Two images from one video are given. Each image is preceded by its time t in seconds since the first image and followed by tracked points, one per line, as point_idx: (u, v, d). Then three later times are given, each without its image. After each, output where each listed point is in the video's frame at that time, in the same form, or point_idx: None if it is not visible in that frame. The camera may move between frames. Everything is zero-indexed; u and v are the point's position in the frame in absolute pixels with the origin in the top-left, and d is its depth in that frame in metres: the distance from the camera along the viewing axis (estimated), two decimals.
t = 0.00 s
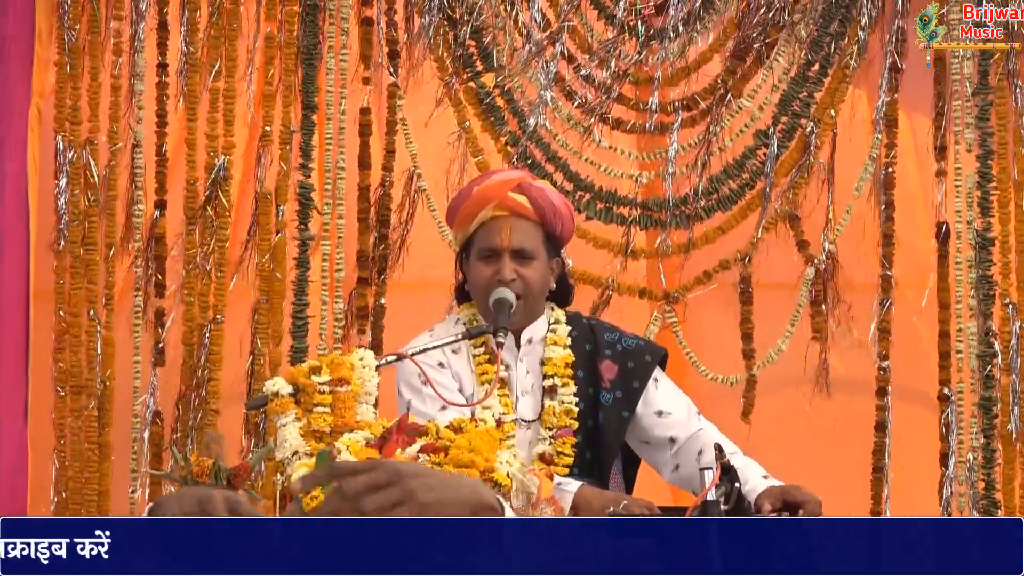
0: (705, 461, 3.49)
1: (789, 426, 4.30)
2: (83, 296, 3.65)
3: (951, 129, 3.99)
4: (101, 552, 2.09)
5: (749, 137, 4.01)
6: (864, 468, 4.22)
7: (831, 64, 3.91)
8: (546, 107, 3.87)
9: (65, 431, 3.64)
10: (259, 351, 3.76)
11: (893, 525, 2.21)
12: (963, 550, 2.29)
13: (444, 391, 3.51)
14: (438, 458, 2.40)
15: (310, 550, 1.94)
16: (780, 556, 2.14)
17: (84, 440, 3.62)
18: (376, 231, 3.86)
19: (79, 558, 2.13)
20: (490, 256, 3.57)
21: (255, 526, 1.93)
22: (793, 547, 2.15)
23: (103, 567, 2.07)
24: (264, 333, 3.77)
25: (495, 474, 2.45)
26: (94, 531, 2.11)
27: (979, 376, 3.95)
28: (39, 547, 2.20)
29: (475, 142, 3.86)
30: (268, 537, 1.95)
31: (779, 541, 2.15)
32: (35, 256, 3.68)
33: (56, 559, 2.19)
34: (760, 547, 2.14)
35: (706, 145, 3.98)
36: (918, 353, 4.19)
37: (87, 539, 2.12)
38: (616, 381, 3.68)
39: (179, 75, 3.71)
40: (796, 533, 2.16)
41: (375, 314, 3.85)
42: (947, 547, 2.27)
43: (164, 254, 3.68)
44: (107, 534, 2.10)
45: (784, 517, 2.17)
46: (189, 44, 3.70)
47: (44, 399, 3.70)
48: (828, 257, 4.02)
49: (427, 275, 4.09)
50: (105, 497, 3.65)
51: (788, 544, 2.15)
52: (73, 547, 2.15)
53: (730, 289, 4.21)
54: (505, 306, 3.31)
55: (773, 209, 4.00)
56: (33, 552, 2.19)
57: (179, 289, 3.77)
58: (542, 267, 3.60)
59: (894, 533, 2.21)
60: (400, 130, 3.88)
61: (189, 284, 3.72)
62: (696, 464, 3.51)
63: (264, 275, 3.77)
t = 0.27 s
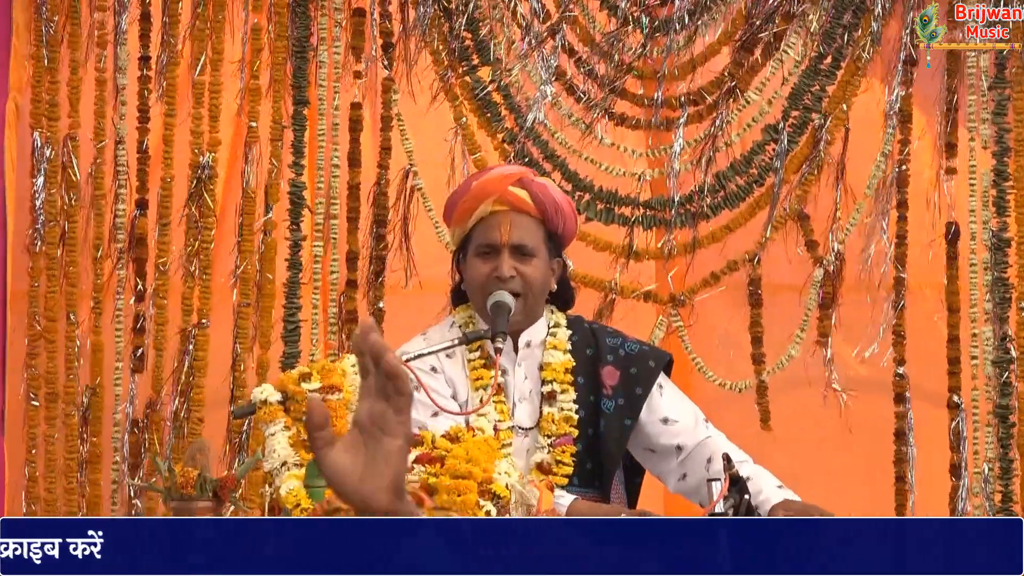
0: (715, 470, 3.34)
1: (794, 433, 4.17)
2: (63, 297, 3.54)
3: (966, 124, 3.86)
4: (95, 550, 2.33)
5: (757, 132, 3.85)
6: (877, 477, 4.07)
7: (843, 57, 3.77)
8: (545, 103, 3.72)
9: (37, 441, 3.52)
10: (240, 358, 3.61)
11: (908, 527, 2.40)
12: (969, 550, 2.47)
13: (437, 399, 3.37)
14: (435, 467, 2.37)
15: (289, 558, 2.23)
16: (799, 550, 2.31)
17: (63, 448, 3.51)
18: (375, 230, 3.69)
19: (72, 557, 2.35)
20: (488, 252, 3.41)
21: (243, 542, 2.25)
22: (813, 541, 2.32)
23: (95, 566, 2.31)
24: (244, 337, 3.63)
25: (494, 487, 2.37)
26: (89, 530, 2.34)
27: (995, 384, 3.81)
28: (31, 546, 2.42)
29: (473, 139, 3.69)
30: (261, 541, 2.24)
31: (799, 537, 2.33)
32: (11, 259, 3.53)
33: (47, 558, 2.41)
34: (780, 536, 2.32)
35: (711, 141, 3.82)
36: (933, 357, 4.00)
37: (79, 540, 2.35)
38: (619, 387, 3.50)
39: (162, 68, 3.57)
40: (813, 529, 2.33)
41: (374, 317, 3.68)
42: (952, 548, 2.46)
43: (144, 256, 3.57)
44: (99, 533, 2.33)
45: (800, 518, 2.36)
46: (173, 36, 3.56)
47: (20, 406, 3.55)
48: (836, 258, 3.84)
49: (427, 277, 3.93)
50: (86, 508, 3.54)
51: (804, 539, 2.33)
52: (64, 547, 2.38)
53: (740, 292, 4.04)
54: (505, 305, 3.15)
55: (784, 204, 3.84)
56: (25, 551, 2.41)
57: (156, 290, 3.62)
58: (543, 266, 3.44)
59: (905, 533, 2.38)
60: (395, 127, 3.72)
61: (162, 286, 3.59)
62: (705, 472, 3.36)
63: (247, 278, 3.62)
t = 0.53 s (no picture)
0: (721, 477, 3.12)
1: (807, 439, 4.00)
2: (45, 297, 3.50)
3: (982, 118, 3.72)
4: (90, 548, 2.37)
5: (768, 126, 3.72)
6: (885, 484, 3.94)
7: (856, 48, 3.62)
8: (547, 95, 3.58)
9: (10, 446, 3.46)
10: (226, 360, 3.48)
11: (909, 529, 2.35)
12: (971, 551, 2.43)
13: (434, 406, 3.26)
14: (432, 475, 2.19)
15: (279, 559, 2.21)
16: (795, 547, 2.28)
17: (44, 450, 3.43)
18: (373, 226, 3.53)
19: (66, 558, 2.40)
20: (486, 256, 3.28)
21: (239, 546, 2.25)
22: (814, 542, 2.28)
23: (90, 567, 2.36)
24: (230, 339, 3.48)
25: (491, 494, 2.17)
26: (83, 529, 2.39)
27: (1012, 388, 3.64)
28: (23, 546, 2.45)
29: (470, 132, 3.55)
30: (253, 541, 2.24)
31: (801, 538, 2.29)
32: None
33: (42, 558, 2.45)
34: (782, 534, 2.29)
35: (720, 136, 3.69)
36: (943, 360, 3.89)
37: (73, 540, 2.40)
38: (622, 392, 3.36)
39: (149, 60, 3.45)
40: (821, 530, 2.29)
41: (371, 319, 3.49)
42: (954, 550, 2.42)
43: (126, 254, 3.45)
44: (92, 533, 2.38)
45: (806, 518, 2.31)
46: (159, 26, 3.43)
47: None
48: (847, 256, 3.73)
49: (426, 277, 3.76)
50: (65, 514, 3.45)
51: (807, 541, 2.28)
52: (58, 547, 2.42)
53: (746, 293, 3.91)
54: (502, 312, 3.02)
55: (794, 200, 3.71)
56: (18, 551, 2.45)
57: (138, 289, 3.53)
58: (543, 269, 3.31)
59: (906, 532, 2.34)
60: (391, 120, 3.58)
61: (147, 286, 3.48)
62: (711, 479, 3.14)
63: (234, 276, 3.47)
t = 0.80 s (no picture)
0: (731, 488, 2.97)
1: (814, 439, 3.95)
2: (26, 298, 3.40)
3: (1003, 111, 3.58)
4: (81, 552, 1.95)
5: (779, 121, 3.58)
6: (896, 490, 3.84)
7: (872, 38, 3.47)
8: (549, 86, 3.43)
9: None
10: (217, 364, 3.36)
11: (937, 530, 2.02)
12: (973, 551, 2.06)
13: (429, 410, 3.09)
14: (428, 484, 1.93)
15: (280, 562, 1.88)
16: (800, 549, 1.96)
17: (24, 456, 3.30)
18: (368, 224, 3.39)
19: (60, 559, 1.99)
20: (484, 251, 3.13)
21: (237, 546, 1.87)
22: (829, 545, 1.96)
23: (85, 569, 1.94)
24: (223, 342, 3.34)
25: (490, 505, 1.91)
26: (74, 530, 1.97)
27: None
28: (16, 545, 2.01)
29: (468, 126, 3.42)
30: (253, 540, 1.87)
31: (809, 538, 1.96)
32: None
33: (35, 559, 2.02)
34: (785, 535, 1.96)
35: (730, 130, 3.53)
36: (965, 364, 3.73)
37: (66, 540, 1.98)
38: (626, 396, 3.21)
39: (132, 50, 3.34)
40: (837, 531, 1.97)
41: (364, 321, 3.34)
42: (958, 550, 2.05)
43: (109, 254, 3.32)
44: (86, 533, 1.95)
45: (816, 517, 1.98)
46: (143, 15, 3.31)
47: None
48: (865, 255, 3.55)
49: (421, 275, 3.62)
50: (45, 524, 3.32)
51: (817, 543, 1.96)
52: (51, 548, 2.00)
53: (756, 294, 3.78)
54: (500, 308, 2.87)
55: (807, 199, 3.54)
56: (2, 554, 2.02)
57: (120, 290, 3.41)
58: (543, 264, 3.15)
59: (912, 532, 1.98)
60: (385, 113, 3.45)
61: (131, 288, 3.35)
62: (720, 490, 2.99)
63: (222, 277, 3.35)
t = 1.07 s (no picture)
0: (737, 499, 2.81)
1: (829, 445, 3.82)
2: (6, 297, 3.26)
3: None
4: (74, 552, 1.85)
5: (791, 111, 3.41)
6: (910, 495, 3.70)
7: (889, 25, 3.31)
8: (548, 75, 3.28)
9: None
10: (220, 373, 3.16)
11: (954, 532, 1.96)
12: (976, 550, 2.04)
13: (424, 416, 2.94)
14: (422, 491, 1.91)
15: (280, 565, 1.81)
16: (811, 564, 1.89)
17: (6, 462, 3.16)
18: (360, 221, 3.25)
19: (52, 559, 1.87)
20: (483, 253, 2.98)
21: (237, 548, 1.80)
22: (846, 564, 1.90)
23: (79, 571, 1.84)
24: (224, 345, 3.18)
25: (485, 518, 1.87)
26: (66, 533, 1.86)
27: None
28: (8, 545, 1.90)
29: (467, 116, 3.27)
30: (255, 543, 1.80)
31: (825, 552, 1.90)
32: None
33: (27, 559, 1.90)
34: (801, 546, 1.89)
35: (737, 121, 3.37)
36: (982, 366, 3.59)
37: (58, 540, 1.87)
38: (631, 402, 3.06)
39: (115, 38, 3.19)
40: (859, 554, 1.89)
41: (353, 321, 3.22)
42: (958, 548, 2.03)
43: (92, 251, 3.17)
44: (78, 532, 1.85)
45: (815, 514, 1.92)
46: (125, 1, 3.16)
47: None
48: (887, 254, 3.41)
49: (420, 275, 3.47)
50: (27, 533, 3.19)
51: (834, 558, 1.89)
52: (44, 547, 1.88)
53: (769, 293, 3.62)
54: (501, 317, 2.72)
55: (824, 195, 3.39)
56: None
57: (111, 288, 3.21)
58: (544, 266, 3.01)
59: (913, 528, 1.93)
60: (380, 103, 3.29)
61: (121, 287, 3.20)
62: (726, 501, 2.83)
63: (222, 276, 3.16)
